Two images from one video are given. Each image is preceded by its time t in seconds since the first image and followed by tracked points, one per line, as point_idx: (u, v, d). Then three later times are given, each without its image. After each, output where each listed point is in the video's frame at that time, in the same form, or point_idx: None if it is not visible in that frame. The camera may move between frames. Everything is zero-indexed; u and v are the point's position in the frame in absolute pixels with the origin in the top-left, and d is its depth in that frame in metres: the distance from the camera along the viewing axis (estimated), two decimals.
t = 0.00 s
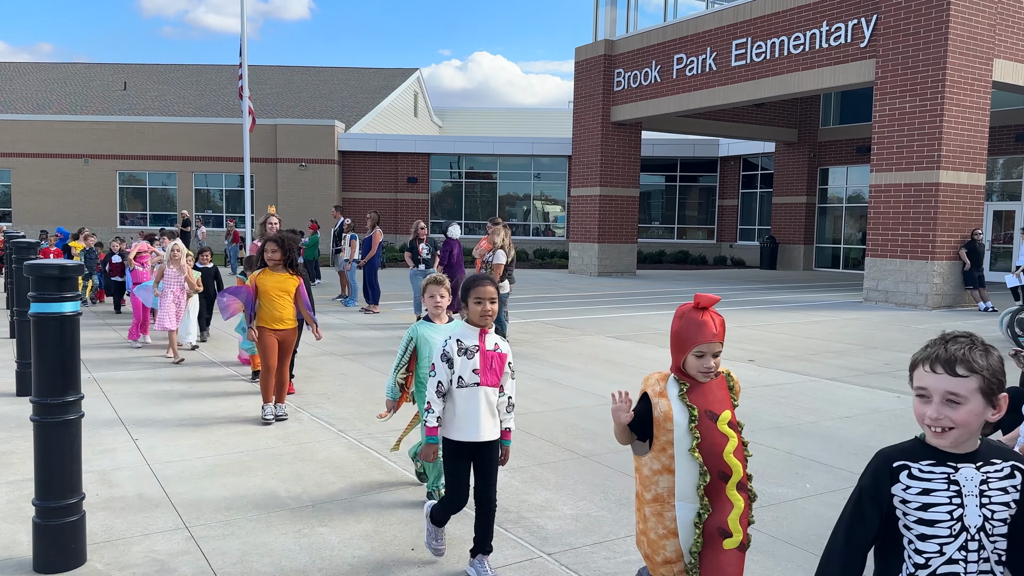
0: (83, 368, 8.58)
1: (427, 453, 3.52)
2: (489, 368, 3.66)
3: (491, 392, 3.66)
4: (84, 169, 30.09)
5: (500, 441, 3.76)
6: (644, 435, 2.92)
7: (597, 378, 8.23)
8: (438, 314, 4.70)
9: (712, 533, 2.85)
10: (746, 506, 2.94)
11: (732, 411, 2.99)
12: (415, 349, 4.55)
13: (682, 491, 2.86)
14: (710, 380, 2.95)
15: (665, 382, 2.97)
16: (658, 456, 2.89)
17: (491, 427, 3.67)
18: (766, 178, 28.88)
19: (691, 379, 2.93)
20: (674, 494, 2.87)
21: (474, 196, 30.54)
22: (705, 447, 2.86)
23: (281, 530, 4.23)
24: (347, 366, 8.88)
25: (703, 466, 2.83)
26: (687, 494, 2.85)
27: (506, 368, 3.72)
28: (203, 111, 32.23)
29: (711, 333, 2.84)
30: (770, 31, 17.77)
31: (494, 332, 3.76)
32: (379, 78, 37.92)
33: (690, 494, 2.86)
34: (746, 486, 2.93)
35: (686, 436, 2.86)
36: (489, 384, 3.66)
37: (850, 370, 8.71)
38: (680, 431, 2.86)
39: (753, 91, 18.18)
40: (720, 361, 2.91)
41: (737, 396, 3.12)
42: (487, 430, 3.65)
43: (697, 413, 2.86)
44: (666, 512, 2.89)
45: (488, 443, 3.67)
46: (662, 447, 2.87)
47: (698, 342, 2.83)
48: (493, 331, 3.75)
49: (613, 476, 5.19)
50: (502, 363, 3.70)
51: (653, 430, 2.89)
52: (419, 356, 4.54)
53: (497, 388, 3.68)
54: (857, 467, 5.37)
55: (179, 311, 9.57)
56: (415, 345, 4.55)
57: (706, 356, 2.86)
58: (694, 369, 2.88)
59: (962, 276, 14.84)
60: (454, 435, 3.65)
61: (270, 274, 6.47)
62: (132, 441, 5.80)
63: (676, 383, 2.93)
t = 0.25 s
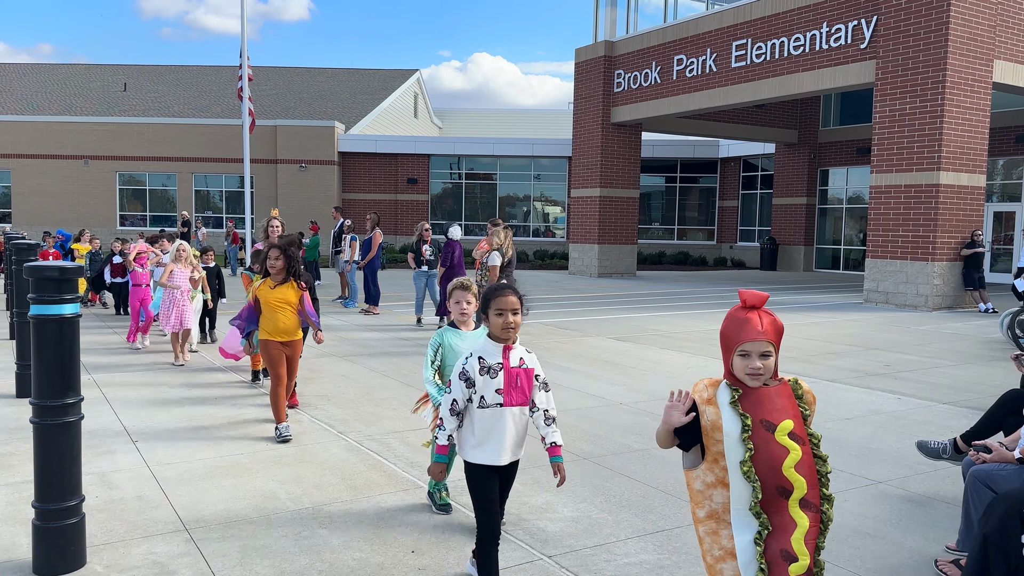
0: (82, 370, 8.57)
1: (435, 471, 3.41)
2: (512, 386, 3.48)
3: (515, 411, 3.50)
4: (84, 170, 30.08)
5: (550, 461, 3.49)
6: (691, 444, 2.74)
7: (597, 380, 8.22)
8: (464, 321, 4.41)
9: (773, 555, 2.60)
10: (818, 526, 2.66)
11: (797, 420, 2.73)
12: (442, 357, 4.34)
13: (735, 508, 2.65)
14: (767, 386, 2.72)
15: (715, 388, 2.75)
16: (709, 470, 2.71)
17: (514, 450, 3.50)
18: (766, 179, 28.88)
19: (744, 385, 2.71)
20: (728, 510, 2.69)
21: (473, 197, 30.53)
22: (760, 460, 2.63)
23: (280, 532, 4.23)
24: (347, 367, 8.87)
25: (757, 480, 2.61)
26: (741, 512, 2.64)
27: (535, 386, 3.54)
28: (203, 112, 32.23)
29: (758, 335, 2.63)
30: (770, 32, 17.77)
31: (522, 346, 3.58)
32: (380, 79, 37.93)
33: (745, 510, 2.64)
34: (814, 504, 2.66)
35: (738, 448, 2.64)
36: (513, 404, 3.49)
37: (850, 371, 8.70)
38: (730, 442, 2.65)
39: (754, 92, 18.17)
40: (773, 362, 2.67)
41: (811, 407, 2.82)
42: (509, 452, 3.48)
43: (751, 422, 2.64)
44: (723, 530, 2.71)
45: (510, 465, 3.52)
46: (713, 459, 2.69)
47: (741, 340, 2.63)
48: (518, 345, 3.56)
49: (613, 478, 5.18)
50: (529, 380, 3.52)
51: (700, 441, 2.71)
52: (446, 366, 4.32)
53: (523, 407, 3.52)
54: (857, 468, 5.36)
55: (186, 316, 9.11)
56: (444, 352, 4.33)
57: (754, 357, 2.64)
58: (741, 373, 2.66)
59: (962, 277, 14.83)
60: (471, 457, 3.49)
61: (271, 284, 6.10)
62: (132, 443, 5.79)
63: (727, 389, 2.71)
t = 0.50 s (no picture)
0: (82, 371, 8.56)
1: (474, 503, 3.09)
2: (540, 398, 3.18)
3: (547, 424, 3.19)
4: (84, 171, 30.08)
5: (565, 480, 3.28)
6: (736, 475, 2.76)
7: (597, 381, 8.21)
8: (495, 326, 4.11)
9: None
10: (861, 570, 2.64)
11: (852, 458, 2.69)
12: (470, 364, 4.07)
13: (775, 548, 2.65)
14: (818, 419, 2.69)
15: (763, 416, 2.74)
16: (750, 506, 2.72)
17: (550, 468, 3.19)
18: (766, 180, 28.88)
19: (793, 416, 2.68)
20: (767, 553, 2.70)
21: (474, 198, 30.52)
22: (805, 498, 2.62)
23: (280, 534, 4.22)
24: (347, 368, 8.87)
25: (798, 521, 2.61)
26: (779, 554, 2.64)
27: (561, 394, 3.26)
28: (203, 113, 32.22)
29: (806, 359, 2.59)
30: (770, 32, 17.75)
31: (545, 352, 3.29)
32: (380, 80, 37.93)
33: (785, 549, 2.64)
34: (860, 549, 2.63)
35: (779, 483, 2.65)
36: (544, 417, 3.18)
37: (851, 373, 8.69)
38: (771, 475, 2.65)
39: (754, 93, 18.15)
40: (825, 393, 2.62)
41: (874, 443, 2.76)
42: (544, 472, 3.17)
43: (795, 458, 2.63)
44: (760, 573, 2.73)
45: (547, 486, 3.21)
46: (754, 493, 2.70)
47: (789, 364, 2.61)
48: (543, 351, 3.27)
49: (613, 479, 5.16)
50: (557, 389, 3.23)
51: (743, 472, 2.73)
52: (474, 372, 4.06)
53: (553, 419, 3.21)
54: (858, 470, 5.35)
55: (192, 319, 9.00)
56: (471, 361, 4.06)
57: (802, 381, 2.61)
58: (789, 399, 2.63)
59: (962, 279, 14.82)
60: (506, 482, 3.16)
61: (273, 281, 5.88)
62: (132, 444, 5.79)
63: (775, 418, 2.70)
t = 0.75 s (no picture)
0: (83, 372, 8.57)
1: (533, 542, 2.68)
2: (578, 422, 2.87)
3: (585, 451, 2.88)
4: (85, 171, 30.08)
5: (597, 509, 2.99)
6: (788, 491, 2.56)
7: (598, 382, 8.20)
8: (529, 338, 3.76)
9: None
10: None
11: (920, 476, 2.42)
12: (501, 379, 3.73)
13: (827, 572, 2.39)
14: (880, 431, 2.42)
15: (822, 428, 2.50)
16: (800, 524, 2.50)
17: (588, 497, 2.89)
18: (767, 180, 28.87)
19: (853, 427, 2.43)
20: None
21: (474, 199, 30.51)
22: (862, 519, 2.38)
23: (281, 535, 4.21)
24: (348, 369, 8.86)
25: (854, 542, 2.36)
26: None
27: (600, 420, 2.94)
28: (204, 114, 32.21)
29: (871, 363, 2.33)
30: (772, 33, 17.73)
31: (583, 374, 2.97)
32: (380, 81, 37.92)
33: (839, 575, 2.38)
34: None
35: (833, 500, 2.40)
36: (581, 444, 2.88)
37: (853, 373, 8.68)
38: (827, 492, 2.41)
39: (755, 93, 18.14)
40: (890, 401, 2.35)
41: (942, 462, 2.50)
42: (583, 502, 2.87)
43: (851, 475, 2.38)
44: None
45: (586, 517, 2.89)
46: (805, 512, 2.48)
47: (852, 367, 2.36)
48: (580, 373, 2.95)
49: (615, 480, 5.16)
50: (596, 415, 2.92)
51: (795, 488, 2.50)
52: (504, 389, 3.73)
53: (591, 446, 2.91)
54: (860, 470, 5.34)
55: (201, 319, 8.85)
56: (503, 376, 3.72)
57: (865, 390, 2.35)
58: (851, 408, 2.38)
59: (963, 279, 14.81)
60: (546, 514, 2.86)
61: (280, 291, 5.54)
62: (133, 445, 5.80)
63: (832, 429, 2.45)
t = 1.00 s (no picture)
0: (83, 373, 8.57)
1: (557, 556, 2.56)
2: (628, 435, 2.66)
3: (634, 469, 2.67)
4: (85, 171, 30.08)
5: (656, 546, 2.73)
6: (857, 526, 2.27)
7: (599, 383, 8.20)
8: (563, 344, 3.55)
9: None
10: None
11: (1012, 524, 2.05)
12: (538, 390, 3.44)
13: None
14: (965, 470, 2.06)
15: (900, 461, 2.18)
16: (866, 562, 2.23)
17: (633, 520, 2.67)
18: (767, 181, 28.87)
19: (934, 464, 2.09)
20: None
21: (474, 199, 30.51)
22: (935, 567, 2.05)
23: (281, 536, 4.21)
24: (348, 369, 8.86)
25: None
26: None
27: (654, 437, 2.71)
28: (204, 114, 32.21)
29: (957, 395, 1.99)
30: (772, 33, 17.74)
31: (637, 383, 2.77)
32: (381, 81, 37.93)
33: None
34: None
35: (900, 542, 2.10)
36: (631, 458, 2.67)
37: (853, 374, 8.68)
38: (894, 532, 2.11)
39: (755, 93, 18.14)
40: (977, 438, 2.00)
41: None
42: (627, 523, 2.66)
43: (924, 516, 2.07)
44: None
45: (630, 543, 2.67)
46: (870, 550, 2.21)
47: (929, 396, 2.03)
48: (634, 382, 2.75)
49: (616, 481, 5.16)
50: (649, 429, 2.69)
51: (862, 524, 2.22)
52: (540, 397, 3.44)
53: (641, 464, 2.69)
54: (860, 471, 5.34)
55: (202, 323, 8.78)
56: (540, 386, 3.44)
57: (942, 423, 2.02)
58: (925, 441, 2.05)
59: (964, 280, 14.80)
60: (582, 532, 2.69)
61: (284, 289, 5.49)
62: (133, 445, 5.80)
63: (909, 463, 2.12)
